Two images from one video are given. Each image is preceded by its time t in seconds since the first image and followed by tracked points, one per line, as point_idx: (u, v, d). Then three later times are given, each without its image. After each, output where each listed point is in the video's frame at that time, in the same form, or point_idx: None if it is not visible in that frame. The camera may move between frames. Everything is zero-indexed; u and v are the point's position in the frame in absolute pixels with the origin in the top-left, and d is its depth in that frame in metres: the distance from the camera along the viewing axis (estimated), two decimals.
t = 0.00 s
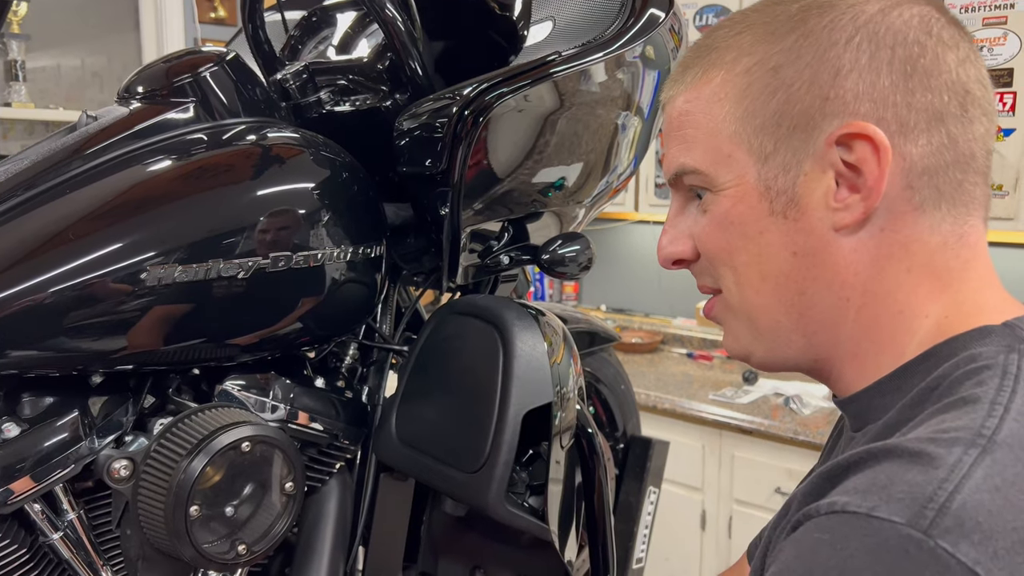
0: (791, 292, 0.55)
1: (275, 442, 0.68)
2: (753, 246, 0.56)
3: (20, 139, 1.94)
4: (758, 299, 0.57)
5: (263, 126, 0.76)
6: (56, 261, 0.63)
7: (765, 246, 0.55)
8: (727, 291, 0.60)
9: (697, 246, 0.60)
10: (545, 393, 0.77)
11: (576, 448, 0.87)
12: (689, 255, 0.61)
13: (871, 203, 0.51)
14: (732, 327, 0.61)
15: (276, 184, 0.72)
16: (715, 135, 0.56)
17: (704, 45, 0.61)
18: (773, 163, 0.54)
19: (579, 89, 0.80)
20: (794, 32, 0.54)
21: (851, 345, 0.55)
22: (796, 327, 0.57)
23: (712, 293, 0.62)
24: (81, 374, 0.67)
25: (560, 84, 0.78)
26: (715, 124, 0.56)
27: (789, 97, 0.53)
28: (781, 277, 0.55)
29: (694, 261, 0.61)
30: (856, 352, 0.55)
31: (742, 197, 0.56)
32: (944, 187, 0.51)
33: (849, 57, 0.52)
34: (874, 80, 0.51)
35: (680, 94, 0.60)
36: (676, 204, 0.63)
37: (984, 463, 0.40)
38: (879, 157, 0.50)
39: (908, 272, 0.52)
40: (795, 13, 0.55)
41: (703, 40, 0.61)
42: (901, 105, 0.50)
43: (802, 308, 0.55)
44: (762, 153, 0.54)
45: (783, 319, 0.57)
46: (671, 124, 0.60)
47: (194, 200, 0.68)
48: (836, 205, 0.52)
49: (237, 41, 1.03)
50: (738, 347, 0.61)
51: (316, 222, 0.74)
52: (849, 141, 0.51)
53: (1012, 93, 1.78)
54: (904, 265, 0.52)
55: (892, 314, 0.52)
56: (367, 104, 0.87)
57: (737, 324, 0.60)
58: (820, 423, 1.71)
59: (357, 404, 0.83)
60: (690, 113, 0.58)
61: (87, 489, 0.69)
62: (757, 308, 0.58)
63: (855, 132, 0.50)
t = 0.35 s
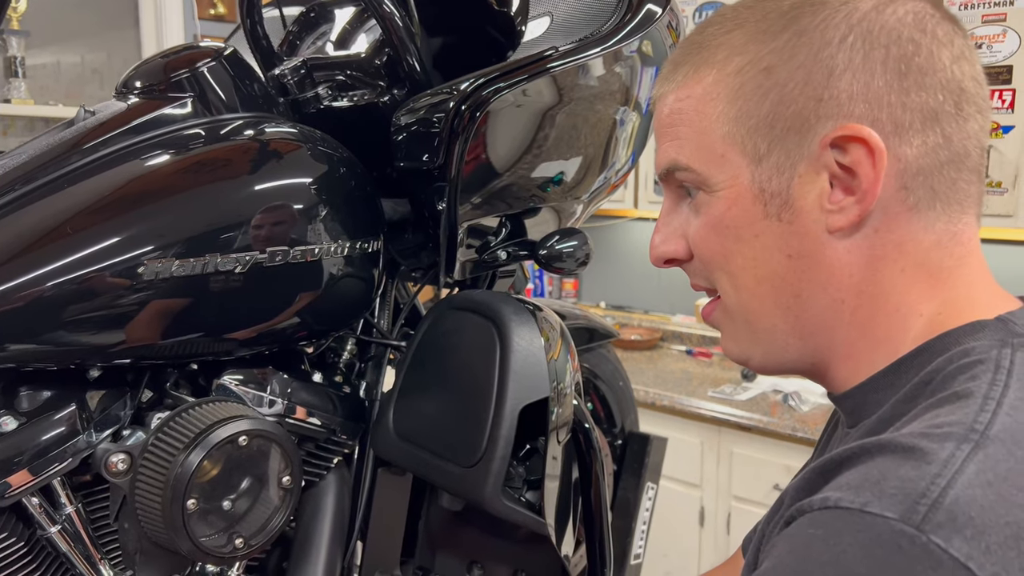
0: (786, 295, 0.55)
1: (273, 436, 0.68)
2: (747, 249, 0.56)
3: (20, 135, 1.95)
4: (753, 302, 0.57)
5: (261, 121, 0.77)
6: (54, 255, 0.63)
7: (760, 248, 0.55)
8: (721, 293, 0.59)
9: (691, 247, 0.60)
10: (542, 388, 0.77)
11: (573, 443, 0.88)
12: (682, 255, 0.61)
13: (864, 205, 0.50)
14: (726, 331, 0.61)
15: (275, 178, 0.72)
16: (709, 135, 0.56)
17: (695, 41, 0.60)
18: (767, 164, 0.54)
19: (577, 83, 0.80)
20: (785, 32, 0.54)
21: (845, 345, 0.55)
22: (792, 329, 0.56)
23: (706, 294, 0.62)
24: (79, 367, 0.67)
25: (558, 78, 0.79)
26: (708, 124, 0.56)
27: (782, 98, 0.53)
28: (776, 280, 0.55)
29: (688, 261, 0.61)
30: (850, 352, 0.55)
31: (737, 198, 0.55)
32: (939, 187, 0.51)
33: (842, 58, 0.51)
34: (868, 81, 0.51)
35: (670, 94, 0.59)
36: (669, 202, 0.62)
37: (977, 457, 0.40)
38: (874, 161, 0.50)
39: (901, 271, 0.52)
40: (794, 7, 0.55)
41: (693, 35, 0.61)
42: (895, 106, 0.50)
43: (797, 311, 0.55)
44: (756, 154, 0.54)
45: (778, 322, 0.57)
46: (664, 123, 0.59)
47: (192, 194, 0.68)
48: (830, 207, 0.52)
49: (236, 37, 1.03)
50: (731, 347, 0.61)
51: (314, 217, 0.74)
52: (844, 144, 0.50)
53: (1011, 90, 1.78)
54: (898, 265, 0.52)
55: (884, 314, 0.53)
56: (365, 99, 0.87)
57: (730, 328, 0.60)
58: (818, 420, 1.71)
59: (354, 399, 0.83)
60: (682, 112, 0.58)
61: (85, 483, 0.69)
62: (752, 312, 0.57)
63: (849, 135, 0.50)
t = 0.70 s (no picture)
0: (789, 291, 0.55)
1: (274, 431, 0.68)
2: (752, 244, 0.55)
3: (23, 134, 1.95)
4: (757, 297, 0.57)
5: (264, 117, 0.76)
6: (57, 250, 0.63)
7: (764, 244, 0.55)
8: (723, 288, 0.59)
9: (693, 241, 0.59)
10: (543, 384, 0.77)
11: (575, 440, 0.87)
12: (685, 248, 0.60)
13: (872, 202, 0.50)
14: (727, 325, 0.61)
15: (277, 175, 0.72)
16: (714, 129, 0.56)
17: (699, 32, 0.60)
18: (774, 159, 0.53)
19: (580, 78, 0.80)
20: (793, 24, 0.54)
21: (848, 340, 0.55)
22: (794, 325, 0.56)
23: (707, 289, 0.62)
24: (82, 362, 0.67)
25: (561, 74, 0.79)
26: (713, 118, 0.56)
27: (789, 92, 0.53)
28: (780, 276, 0.55)
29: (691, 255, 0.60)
30: (853, 347, 0.55)
31: (742, 193, 0.55)
32: (945, 183, 0.51)
33: (851, 51, 0.51)
34: (877, 75, 0.51)
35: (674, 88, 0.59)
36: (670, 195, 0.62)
37: (979, 449, 0.40)
38: (882, 157, 0.49)
39: (906, 267, 0.52)
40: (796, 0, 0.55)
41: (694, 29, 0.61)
42: (903, 100, 0.50)
43: (801, 306, 0.55)
44: (762, 148, 0.54)
45: (781, 317, 0.56)
46: (667, 117, 0.59)
47: (194, 189, 0.68)
48: (837, 203, 0.51)
49: (240, 34, 1.03)
50: (733, 341, 0.60)
51: (316, 214, 0.74)
52: (852, 139, 0.50)
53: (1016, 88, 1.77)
54: (904, 261, 0.52)
55: (888, 311, 0.52)
56: (368, 95, 0.87)
57: (732, 321, 0.60)
58: (821, 419, 1.71)
59: (357, 396, 0.83)
60: (687, 106, 0.57)
61: (87, 477, 0.69)
62: (755, 307, 0.57)
63: (858, 130, 0.49)
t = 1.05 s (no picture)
0: (830, 293, 0.52)
1: (275, 429, 0.67)
2: (797, 245, 0.52)
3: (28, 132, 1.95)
4: (793, 299, 0.53)
5: (268, 114, 0.76)
6: (59, 246, 0.62)
7: (812, 245, 0.51)
8: (751, 289, 0.55)
9: (722, 236, 0.55)
10: (546, 379, 0.76)
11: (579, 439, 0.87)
12: (711, 243, 0.56)
13: (934, 203, 0.48)
14: (745, 325, 0.57)
15: (280, 171, 0.71)
16: (764, 120, 0.51)
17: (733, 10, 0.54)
18: (831, 157, 0.50)
19: (585, 74, 0.80)
20: (852, 12, 0.49)
21: (874, 340, 0.53)
22: (828, 328, 0.53)
23: (722, 291, 0.57)
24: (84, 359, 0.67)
25: (565, 70, 0.78)
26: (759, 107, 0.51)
27: (856, 89, 0.49)
28: (825, 278, 0.51)
29: (714, 252, 0.56)
30: (875, 346, 0.54)
31: (793, 192, 0.51)
32: (991, 181, 0.51)
33: (917, 46, 0.48)
34: (942, 72, 0.48)
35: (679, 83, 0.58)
36: (687, 185, 0.57)
37: (989, 442, 0.40)
38: (950, 157, 0.47)
39: (944, 265, 0.51)
40: None
41: (716, 12, 0.56)
42: (966, 97, 0.49)
43: (840, 309, 0.52)
44: (819, 146, 0.50)
45: (816, 320, 0.53)
46: (696, 104, 0.54)
47: (196, 185, 0.68)
48: (895, 203, 0.49)
49: (244, 31, 1.02)
50: (755, 345, 0.57)
51: (319, 211, 0.74)
52: (918, 140, 0.48)
53: None
54: (943, 260, 0.50)
55: (923, 311, 0.51)
56: (371, 92, 0.86)
57: (751, 322, 0.56)
58: (827, 419, 1.70)
59: (360, 395, 0.83)
60: (725, 94, 0.52)
61: (89, 476, 0.69)
62: (790, 309, 0.53)
63: (928, 130, 0.47)
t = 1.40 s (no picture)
0: (840, 303, 0.51)
1: (281, 428, 0.67)
2: (806, 256, 0.51)
3: (34, 132, 1.95)
4: (803, 308, 0.53)
5: (274, 114, 0.76)
6: (65, 246, 0.63)
7: (822, 256, 0.51)
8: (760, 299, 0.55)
9: (727, 243, 0.55)
10: (551, 379, 0.76)
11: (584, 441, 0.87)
12: (716, 250, 0.56)
13: (945, 212, 0.48)
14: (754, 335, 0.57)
15: (285, 172, 0.72)
16: (773, 127, 0.50)
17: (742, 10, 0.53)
18: (841, 165, 0.49)
19: (591, 75, 0.80)
20: (863, 17, 0.49)
21: (884, 350, 0.53)
22: (839, 339, 0.53)
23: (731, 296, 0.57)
24: (90, 359, 0.67)
25: (571, 72, 0.78)
26: (770, 113, 0.50)
27: (866, 95, 0.48)
28: (835, 289, 0.51)
29: (720, 258, 0.56)
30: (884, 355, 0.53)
31: (801, 201, 0.50)
32: (1003, 187, 0.50)
33: (929, 52, 0.48)
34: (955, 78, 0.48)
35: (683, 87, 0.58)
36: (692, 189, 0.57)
37: (1005, 459, 0.39)
38: (963, 167, 0.47)
39: (954, 273, 0.51)
40: None
41: (723, 11, 0.55)
42: (979, 104, 0.48)
43: (850, 319, 0.52)
44: (829, 154, 0.49)
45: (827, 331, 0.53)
46: (703, 109, 0.53)
47: (202, 185, 0.68)
48: (905, 212, 0.48)
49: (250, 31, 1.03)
50: (769, 356, 0.56)
51: (325, 211, 0.74)
52: (929, 149, 0.47)
53: None
54: (953, 267, 0.50)
55: (933, 320, 0.51)
56: (377, 93, 0.86)
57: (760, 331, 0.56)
58: (832, 420, 1.70)
59: (365, 394, 0.83)
60: (733, 99, 0.51)
61: (94, 475, 0.69)
62: (800, 319, 0.53)
63: (939, 139, 0.47)
